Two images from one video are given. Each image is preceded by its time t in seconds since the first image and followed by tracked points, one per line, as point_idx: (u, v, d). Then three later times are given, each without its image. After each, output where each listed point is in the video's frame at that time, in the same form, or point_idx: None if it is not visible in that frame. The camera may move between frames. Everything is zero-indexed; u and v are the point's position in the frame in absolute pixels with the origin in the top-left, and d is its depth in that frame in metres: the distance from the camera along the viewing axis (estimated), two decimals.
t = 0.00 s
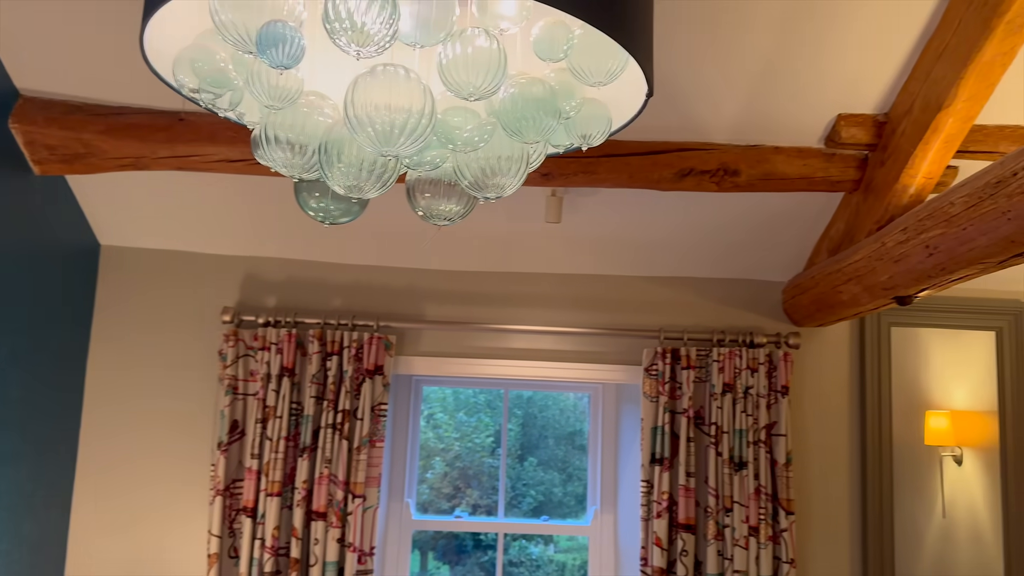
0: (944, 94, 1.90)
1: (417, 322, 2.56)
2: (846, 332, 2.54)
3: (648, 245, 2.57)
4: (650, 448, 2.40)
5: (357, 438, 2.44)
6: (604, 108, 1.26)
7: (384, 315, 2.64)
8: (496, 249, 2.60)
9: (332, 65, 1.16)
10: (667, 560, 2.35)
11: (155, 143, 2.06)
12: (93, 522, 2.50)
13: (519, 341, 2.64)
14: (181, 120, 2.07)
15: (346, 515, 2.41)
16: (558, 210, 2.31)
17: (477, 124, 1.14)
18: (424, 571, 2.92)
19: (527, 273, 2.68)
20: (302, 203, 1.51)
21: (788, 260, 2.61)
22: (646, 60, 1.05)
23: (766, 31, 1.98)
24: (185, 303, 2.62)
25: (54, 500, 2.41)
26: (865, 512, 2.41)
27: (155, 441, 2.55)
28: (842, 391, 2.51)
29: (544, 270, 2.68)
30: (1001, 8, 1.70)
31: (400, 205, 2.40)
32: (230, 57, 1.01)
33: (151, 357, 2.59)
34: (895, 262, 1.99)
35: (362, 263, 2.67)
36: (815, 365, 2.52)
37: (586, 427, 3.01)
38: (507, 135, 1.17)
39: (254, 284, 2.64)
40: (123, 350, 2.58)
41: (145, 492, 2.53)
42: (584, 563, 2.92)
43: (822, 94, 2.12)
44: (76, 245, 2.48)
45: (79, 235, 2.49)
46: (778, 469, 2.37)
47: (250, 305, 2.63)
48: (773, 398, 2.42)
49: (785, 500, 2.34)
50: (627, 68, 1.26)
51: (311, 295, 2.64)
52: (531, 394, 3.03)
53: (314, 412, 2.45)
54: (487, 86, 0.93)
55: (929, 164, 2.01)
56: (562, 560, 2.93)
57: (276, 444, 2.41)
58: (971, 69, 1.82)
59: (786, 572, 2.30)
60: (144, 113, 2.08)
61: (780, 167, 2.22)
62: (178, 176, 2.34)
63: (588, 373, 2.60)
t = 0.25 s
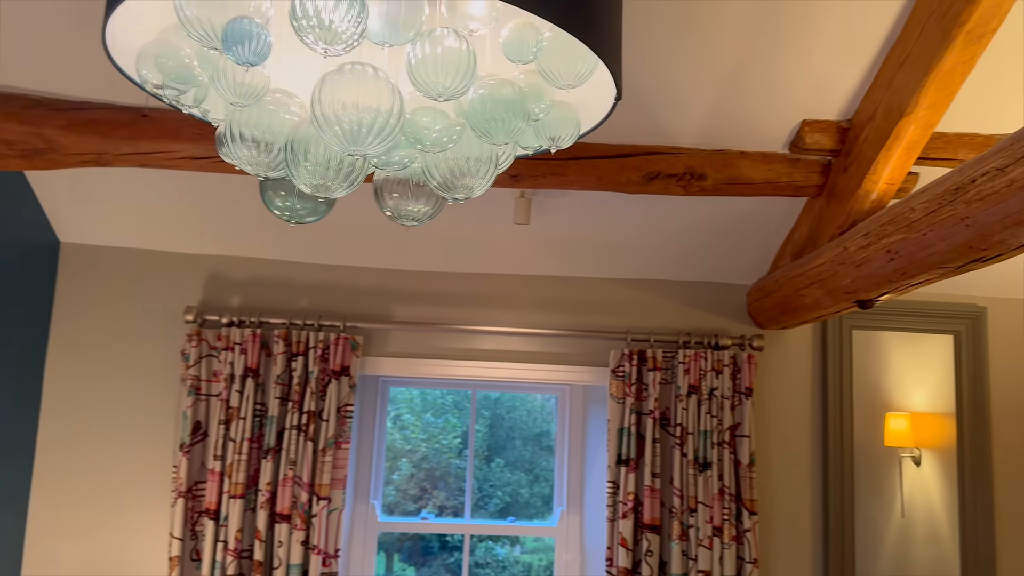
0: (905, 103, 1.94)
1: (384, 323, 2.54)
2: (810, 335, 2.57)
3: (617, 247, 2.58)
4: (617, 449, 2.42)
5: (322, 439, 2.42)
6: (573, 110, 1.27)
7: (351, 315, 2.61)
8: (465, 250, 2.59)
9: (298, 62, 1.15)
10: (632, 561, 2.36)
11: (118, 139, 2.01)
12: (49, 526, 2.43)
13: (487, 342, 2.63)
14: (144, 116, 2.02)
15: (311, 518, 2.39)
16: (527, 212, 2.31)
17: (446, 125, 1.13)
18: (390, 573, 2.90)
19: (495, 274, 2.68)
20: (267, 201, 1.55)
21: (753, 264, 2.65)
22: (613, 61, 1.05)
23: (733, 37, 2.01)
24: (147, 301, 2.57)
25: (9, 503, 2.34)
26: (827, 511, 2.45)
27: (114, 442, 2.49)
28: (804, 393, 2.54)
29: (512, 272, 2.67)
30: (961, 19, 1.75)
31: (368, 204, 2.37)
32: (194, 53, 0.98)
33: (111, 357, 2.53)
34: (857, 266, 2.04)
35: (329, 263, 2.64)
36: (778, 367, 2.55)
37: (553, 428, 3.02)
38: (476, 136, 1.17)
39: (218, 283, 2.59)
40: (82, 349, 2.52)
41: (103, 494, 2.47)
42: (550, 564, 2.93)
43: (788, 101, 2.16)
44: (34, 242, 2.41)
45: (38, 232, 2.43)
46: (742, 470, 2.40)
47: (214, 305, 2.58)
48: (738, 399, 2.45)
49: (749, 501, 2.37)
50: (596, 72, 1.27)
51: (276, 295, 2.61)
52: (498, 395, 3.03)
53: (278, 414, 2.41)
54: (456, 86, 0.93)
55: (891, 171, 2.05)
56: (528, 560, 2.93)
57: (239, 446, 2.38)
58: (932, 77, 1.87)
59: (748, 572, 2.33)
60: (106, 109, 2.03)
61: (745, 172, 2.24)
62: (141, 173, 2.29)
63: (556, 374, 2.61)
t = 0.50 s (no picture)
0: (867, 108, 1.99)
1: (349, 322, 2.51)
2: (772, 335, 2.61)
3: (584, 248, 2.59)
4: (582, 449, 2.42)
5: (285, 439, 2.38)
6: (541, 110, 1.27)
7: (315, 314, 2.58)
8: (432, 249, 2.57)
9: (263, 55, 1.13)
10: (597, 559, 2.37)
11: (76, 132, 1.95)
12: None
13: (454, 341, 2.62)
14: (104, 110, 1.97)
15: (273, 518, 2.35)
16: (494, 211, 2.31)
17: (413, 122, 1.12)
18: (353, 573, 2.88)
19: (462, 273, 2.66)
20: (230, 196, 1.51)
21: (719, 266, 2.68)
22: (582, 62, 1.05)
23: (701, 42, 2.03)
24: (105, 298, 2.50)
25: None
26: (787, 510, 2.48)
27: (69, 442, 2.42)
28: (767, 394, 2.58)
29: (480, 271, 2.66)
30: (921, 26, 1.80)
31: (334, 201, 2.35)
32: (156, 46, 0.95)
33: (67, 355, 2.46)
34: (818, 268, 2.08)
35: (294, 261, 2.60)
36: (742, 367, 2.58)
37: (519, 427, 3.01)
38: (444, 134, 1.16)
39: (179, 280, 2.54)
40: (37, 347, 2.45)
41: (58, 496, 2.40)
42: (515, 563, 2.93)
43: (754, 105, 2.19)
44: None
45: None
46: (705, 469, 2.42)
47: (175, 302, 2.53)
48: (701, 399, 2.48)
49: (711, 499, 2.40)
50: (564, 72, 1.27)
51: (239, 292, 2.56)
52: (464, 395, 3.02)
53: (240, 413, 2.37)
54: (423, 83, 0.91)
55: (852, 175, 2.10)
56: (493, 560, 2.93)
57: (200, 445, 2.33)
58: (894, 83, 1.91)
59: (711, 570, 2.35)
60: (64, 101, 1.97)
61: (710, 174, 2.28)
62: (100, 168, 2.23)
63: (522, 374, 2.60)
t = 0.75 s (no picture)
0: (831, 110, 2.02)
1: (314, 318, 2.48)
2: (736, 334, 2.64)
3: (552, 246, 2.59)
4: (548, 446, 2.42)
5: (248, 437, 2.34)
6: (509, 106, 1.27)
7: (280, 310, 2.54)
8: (399, 245, 2.55)
9: (227, 45, 1.10)
10: (562, 557, 2.37)
11: (34, 123, 1.89)
12: None
13: (421, 338, 2.60)
14: (63, 100, 1.92)
15: (235, 517, 2.31)
16: (463, 207, 2.30)
17: (380, 116, 1.11)
18: (317, 572, 2.85)
19: (430, 270, 2.65)
20: (193, 189, 1.50)
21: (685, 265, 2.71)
22: (551, 61, 1.05)
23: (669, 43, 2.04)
24: (63, 293, 2.44)
25: None
26: (750, 508, 2.51)
27: (25, 441, 2.36)
28: (729, 391, 2.61)
29: (448, 268, 2.65)
30: (884, 31, 1.83)
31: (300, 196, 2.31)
32: (116, 34, 0.93)
33: (23, 351, 2.40)
34: (782, 268, 2.12)
35: (258, 256, 2.56)
36: (706, 366, 2.61)
37: (486, 425, 3.01)
38: (412, 128, 1.15)
39: (140, 274, 2.48)
40: None
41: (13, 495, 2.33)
42: (480, 561, 2.92)
43: (721, 106, 2.21)
44: None
45: None
46: (670, 466, 2.44)
47: (136, 297, 2.47)
48: (666, 397, 2.49)
49: (676, 497, 2.42)
50: (533, 67, 1.26)
51: (202, 288, 2.51)
52: (431, 392, 3.00)
53: (202, 410, 2.33)
54: (392, 77, 0.90)
55: (815, 176, 2.14)
56: (458, 558, 2.92)
57: (161, 443, 2.28)
58: (857, 86, 1.95)
59: (675, 567, 2.37)
60: (21, 90, 1.91)
61: (677, 174, 2.30)
62: (58, 159, 2.17)
63: (489, 372, 2.60)
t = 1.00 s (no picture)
0: (794, 112, 2.06)
1: (278, 314, 2.44)
2: (701, 331, 2.67)
3: (520, 243, 2.59)
4: (515, 443, 2.42)
5: (210, 433, 2.30)
6: (476, 101, 1.27)
7: (243, 305, 2.50)
8: (365, 241, 2.52)
9: (187, 34, 1.07)
10: (527, 553, 2.38)
11: None
12: None
13: (387, 335, 2.58)
14: (20, 88, 1.86)
15: (196, 514, 2.27)
16: (430, 203, 2.29)
17: (346, 109, 1.10)
18: (281, 570, 2.82)
19: (397, 266, 2.63)
20: (151, 180, 1.44)
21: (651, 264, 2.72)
22: (517, 56, 1.04)
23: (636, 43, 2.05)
24: (19, 287, 2.37)
25: None
26: (713, 504, 2.54)
27: None
28: (693, 389, 2.64)
29: (415, 265, 2.63)
30: (849, 33, 1.86)
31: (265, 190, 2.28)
32: (74, 21, 0.90)
33: None
34: (746, 267, 2.14)
35: (222, 251, 2.51)
36: (671, 363, 2.64)
37: (453, 422, 3.00)
38: (377, 122, 1.14)
39: (99, 268, 2.43)
40: None
41: None
42: (445, 558, 2.92)
43: (687, 106, 2.23)
44: None
45: None
46: (634, 463, 2.45)
47: (95, 291, 2.41)
48: (632, 393, 2.50)
49: (640, 493, 2.43)
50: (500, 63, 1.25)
51: (163, 282, 2.46)
52: (398, 389, 2.98)
53: (163, 406, 2.28)
54: (357, 69, 0.89)
55: (779, 176, 2.17)
56: (423, 555, 2.91)
57: (120, 440, 2.24)
58: (821, 88, 1.98)
59: (638, 562, 2.38)
60: None
61: (644, 172, 2.33)
62: (14, 149, 2.10)
63: (456, 369, 2.59)
